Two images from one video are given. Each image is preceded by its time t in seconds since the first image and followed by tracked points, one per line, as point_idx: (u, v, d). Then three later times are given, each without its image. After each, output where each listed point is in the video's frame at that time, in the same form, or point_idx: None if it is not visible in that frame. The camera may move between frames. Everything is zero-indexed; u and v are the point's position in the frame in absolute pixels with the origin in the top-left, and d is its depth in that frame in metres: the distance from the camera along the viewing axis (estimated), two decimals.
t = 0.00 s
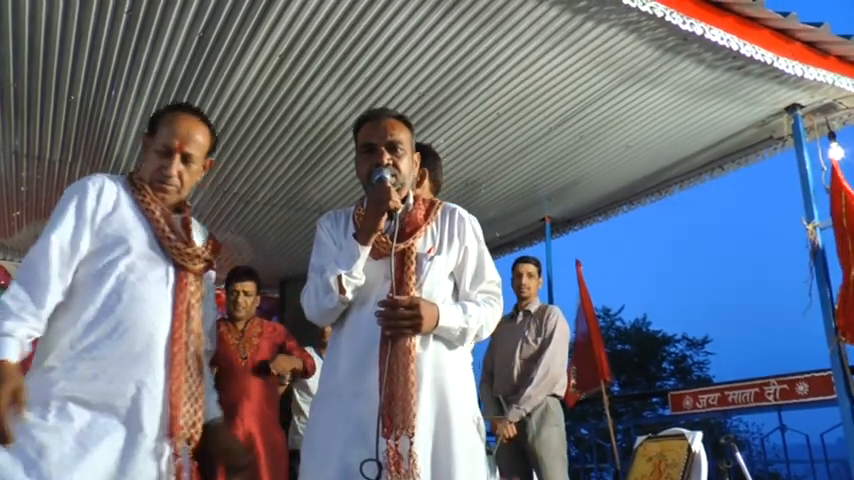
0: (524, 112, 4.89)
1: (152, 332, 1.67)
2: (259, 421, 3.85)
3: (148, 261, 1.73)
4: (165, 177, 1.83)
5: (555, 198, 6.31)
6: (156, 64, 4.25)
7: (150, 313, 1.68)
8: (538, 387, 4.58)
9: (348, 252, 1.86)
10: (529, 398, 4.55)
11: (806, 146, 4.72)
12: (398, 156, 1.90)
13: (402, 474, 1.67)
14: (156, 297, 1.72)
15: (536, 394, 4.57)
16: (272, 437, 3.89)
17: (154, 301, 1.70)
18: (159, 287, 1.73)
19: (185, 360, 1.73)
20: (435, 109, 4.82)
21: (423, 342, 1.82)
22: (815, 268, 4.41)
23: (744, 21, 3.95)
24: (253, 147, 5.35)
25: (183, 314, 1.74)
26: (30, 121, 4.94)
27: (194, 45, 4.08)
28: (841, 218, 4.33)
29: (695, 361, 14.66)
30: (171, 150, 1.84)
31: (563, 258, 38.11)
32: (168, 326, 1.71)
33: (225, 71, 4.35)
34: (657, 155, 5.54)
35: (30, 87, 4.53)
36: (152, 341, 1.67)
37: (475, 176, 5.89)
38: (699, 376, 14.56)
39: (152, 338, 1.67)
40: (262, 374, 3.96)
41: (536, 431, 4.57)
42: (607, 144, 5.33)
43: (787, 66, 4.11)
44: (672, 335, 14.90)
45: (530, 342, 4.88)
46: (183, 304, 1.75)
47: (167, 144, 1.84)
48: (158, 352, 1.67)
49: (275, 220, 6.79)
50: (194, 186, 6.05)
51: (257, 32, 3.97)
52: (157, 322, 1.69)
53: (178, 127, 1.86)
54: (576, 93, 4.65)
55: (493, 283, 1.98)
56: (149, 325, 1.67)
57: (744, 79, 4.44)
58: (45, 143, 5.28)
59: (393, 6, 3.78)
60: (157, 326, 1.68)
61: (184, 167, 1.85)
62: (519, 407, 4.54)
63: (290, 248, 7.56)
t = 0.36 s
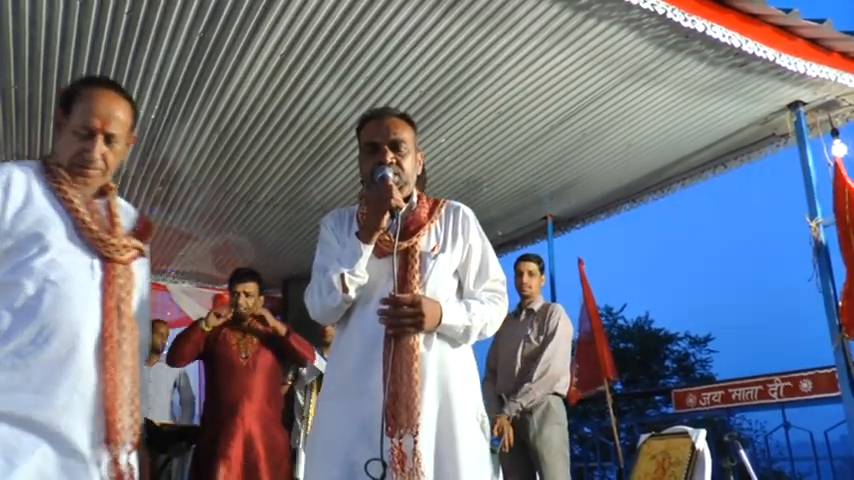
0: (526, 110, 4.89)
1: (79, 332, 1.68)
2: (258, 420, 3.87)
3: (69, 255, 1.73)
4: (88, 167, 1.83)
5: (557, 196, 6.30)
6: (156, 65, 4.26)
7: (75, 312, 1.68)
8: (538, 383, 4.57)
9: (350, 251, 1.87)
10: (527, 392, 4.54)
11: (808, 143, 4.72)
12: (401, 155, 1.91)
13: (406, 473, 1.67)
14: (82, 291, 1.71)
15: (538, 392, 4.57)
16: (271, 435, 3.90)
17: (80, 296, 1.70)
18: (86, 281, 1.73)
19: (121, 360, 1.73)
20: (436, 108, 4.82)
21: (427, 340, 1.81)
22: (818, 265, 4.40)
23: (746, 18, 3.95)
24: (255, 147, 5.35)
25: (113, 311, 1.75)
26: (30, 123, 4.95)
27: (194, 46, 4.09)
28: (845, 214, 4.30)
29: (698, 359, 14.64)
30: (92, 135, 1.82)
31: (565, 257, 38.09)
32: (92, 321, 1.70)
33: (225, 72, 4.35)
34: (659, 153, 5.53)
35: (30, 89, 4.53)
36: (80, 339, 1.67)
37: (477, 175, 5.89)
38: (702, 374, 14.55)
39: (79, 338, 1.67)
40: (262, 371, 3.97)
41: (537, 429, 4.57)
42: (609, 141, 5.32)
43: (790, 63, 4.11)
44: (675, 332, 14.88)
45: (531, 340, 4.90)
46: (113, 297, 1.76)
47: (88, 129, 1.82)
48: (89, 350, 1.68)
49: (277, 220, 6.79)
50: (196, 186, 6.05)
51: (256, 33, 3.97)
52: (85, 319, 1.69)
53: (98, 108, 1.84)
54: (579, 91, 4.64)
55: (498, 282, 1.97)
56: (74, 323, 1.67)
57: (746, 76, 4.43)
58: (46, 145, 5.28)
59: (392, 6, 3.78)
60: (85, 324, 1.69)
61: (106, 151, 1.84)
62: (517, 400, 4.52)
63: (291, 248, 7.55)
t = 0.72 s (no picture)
0: (527, 109, 4.90)
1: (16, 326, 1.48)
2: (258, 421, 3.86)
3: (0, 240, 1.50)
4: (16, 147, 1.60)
5: (559, 194, 6.31)
6: (157, 67, 4.27)
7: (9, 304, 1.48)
8: (542, 384, 4.57)
9: (352, 251, 1.86)
10: (533, 394, 4.55)
11: (811, 139, 4.71)
12: (405, 155, 1.90)
13: (410, 473, 1.67)
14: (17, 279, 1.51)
15: (541, 391, 4.57)
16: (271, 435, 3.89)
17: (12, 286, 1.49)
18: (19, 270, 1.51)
19: (61, 354, 1.55)
20: (439, 107, 4.82)
21: (432, 339, 1.81)
22: (822, 261, 4.39)
23: (747, 14, 3.95)
24: (257, 148, 5.36)
25: (49, 300, 1.54)
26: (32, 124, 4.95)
27: (196, 48, 4.10)
28: (847, 211, 4.30)
29: (702, 356, 14.64)
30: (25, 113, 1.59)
31: (568, 255, 38.07)
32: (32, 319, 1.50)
33: (227, 73, 4.37)
34: (661, 150, 5.53)
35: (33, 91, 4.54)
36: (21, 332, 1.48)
37: (479, 174, 5.90)
38: (706, 371, 14.55)
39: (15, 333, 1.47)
40: (266, 370, 3.98)
41: (541, 429, 4.58)
42: (611, 139, 5.33)
43: (792, 59, 4.10)
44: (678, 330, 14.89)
45: (535, 339, 4.90)
46: (49, 290, 1.55)
47: (17, 106, 1.58)
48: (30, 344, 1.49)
49: (279, 219, 6.80)
50: (199, 186, 6.06)
51: (257, 35, 3.99)
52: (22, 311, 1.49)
53: (26, 81, 1.60)
54: (580, 89, 4.65)
55: (503, 279, 1.97)
56: (6, 320, 1.47)
57: (748, 73, 4.43)
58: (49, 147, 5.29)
59: (392, 6, 3.79)
60: (18, 320, 1.49)
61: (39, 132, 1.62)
62: (522, 402, 4.53)
63: (295, 247, 7.56)
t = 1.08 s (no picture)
0: (527, 109, 4.89)
1: None
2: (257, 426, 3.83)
3: None
4: None
5: (559, 195, 6.31)
6: (157, 68, 4.27)
7: None
8: (542, 384, 4.57)
9: (344, 253, 1.84)
10: (534, 394, 4.55)
11: (810, 139, 4.71)
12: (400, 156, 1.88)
13: (406, 473, 1.63)
14: None
15: (540, 391, 4.56)
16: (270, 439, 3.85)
17: None
18: None
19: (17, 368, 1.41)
20: (439, 107, 4.82)
21: (425, 338, 1.79)
22: (822, 262, 4.39)
23: (746, 14, 3.95)
24: (257, 149, 5.36)
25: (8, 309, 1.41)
26: (31, 126, 4.94)
27: (196, 49, 4.10)
28: (847, 211, 4.30)
29: (702, 356, 14.66)
30: (1, 114, 1.45)
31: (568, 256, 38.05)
32: None
33: (227, 74, 4.36)
34: (661, 150, 5.53)
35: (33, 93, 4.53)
36: None
37: (479, 174, 5.89)
38: (706, 371, 14.56)
39: None
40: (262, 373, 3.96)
41: (542, 429, 4.57)
42: (611, 139, 5.32)
43: (791, 59, 4.10)
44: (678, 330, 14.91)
45: (536, 340, 4.90)
46: (5, 297, 1.42)
47: None
48: None
49: (279, 220, 6.79)
50: (198, 188, 6.06)
51: (257, 36, 3.98)
52: None
53: None
54: (580, 89, 4.64)
55: (496, 281, 1.93)
56: None
57: (747, 73, 4.43)
58: (49, 149, 5.28)
59: (393, 6, 3.78)
60: None
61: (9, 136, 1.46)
62: (522, 403, 4.53)
63: (295, 249, 7.56)
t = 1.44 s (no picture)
0: (527, 111, 4.89)
1: None
2: (260, 435, 3.44)
3: None
4: None
5: (558, 197, 6.30)
6: (156, 70, 4.27)
7: None
8: (542, 386, 4.57)
9: (332, 253, 1.80)
10: (532, 395, 4.54)
11: (810, 141, 4.70)
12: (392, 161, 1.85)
13: (392, 473, 1.61)
14: None
15: (540, 393, 4.56)
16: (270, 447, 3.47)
17: None
18: None
19: None
20: (438, 109, 4.82)
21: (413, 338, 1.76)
22: (822, 265, 4.39)
23: (745, 17, 3.95)
24: (257, 151, 5.36)
25: None
26: (31, 127, 4.95)
27: (195, 50, 4.09)
28: (846, 213, 4.29)
29: (701, 359, 14.67)
30: None
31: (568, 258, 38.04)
32: None
33: (227, 76, 4.36)
34: (660, 152, 5.53)
35: (33, 95, 4.53)
36: None
37: (478, 176, 5.89)
38: (705, 373, 14.57)
39: None
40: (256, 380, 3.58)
41: (542, 432, 4.58)
42: (610, 141, 5.32)
43: (790, 62, 4.10)
44: (677, 333, 14.93)
45: (535, 342, 4.90)
46: None
47: None
48: None
49: (278, 222, 6.79)
50: (198, 190, 6.05)
51: (257, 37, 3.98)
52: None
53: None
54: (579, 91, 4.64)
55: (480, 284, 1.93)
56: None
57: (747, 75, 4.44)
58: (49, 151, 5.28)
59: (392, 7, 3.78)
60: None
61: None
62: (522, 404, 4.53)
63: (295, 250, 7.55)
